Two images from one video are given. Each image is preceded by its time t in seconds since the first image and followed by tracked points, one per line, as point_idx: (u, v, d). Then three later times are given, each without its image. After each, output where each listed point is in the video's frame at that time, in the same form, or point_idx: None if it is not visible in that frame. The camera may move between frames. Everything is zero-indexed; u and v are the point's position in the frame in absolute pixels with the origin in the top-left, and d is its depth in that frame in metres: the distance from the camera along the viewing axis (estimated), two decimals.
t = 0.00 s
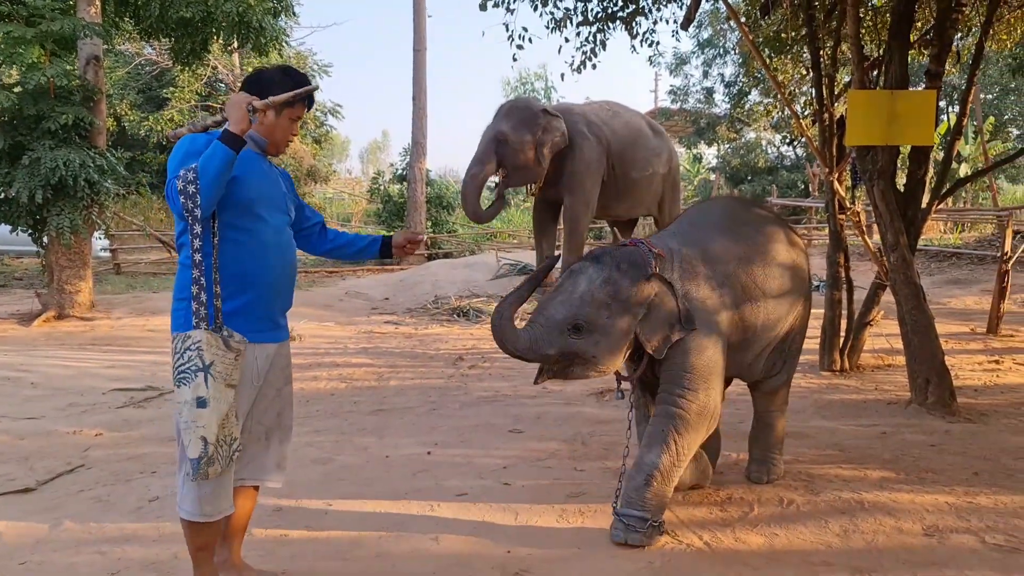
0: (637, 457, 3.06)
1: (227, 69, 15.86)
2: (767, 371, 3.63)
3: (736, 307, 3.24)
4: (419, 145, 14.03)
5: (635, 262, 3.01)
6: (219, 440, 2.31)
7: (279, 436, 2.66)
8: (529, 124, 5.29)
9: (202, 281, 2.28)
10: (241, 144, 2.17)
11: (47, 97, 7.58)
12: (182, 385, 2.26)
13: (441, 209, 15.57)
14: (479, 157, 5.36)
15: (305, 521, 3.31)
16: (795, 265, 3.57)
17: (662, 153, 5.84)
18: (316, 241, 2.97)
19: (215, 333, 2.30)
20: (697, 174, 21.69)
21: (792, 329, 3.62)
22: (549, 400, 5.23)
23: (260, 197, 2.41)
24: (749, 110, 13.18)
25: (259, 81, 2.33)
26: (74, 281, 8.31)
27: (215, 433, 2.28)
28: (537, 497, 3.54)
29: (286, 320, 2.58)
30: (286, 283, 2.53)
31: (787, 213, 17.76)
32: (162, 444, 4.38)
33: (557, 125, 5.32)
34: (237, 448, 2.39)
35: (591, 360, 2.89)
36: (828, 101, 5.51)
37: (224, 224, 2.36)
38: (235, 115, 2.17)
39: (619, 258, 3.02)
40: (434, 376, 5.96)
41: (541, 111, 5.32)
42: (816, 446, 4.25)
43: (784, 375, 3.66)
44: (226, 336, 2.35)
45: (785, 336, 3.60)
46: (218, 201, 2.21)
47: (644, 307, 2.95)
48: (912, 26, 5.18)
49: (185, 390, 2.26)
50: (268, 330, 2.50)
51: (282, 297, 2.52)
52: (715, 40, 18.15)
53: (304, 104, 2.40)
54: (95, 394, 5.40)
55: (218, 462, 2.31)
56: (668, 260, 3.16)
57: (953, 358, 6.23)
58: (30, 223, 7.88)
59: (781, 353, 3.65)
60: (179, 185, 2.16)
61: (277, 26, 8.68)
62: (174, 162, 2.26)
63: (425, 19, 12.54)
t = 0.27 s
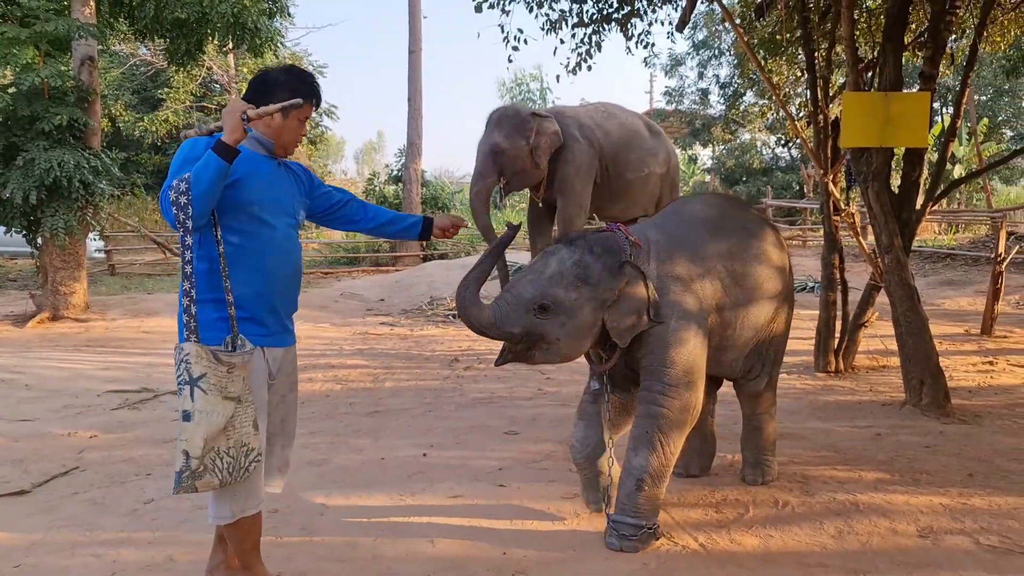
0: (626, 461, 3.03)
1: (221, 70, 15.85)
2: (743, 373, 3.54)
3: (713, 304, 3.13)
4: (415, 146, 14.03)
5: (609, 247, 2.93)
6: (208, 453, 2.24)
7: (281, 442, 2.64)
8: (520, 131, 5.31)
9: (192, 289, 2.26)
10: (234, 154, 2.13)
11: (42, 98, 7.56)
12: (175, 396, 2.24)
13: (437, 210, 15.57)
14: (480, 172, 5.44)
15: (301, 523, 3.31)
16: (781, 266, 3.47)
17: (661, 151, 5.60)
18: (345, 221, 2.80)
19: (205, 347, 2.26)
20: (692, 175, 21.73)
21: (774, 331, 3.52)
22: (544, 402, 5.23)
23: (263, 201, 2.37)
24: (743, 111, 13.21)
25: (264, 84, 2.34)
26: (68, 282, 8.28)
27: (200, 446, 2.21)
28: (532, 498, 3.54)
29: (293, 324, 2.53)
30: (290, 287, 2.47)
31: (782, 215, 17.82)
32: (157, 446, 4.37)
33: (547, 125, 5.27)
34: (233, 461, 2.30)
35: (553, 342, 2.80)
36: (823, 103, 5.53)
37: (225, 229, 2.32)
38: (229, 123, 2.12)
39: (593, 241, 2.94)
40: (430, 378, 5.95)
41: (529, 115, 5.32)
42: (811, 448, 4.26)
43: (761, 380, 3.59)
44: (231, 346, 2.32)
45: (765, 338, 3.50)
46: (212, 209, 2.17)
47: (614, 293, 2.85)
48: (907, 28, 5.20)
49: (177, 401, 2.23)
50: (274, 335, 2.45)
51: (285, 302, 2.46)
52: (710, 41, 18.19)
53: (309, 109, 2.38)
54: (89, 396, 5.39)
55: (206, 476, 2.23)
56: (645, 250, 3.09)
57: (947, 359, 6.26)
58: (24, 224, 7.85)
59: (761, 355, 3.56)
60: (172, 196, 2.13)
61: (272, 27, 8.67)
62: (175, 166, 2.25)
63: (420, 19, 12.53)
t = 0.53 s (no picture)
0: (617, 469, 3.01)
1: (218, 73, 15.85)
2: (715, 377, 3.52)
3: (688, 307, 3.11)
4: (411, 150, 14.03)
5: (587, 237, 2.91)
6: (194, 472, 2.15)
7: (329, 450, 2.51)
8: (517, 139, 5.37)
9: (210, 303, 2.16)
10: (255, 168, 2.06)
11: (39, 102, 7.56)
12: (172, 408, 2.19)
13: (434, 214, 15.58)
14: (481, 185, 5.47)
15: (299, 529, 3.30)
16: (756, 277, 3.47)
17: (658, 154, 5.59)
18: (361, 226, 2.76)
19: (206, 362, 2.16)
20: (688, 179, 21.78)
21: (745, 343, 3.52)
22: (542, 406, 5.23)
23: (285, 208, 2.30)
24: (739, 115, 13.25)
25: (287, 86, 2.30)
26: (65, 286, 8.27)
27: (183, 464, 2.13)
28: (531, 504, 3.54)
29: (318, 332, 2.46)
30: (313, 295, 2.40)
31: (778, 219, 17.87)
32: (155, 451, 4.36)
33: (543, 129, 5.35)
34: (226, 483, 2.18)
35: (520, 323, 2.76)
36: (820, 108, 5.55)
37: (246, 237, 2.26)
38: (252, 133, 2.03)
39: (570, 229, 2.94)
40: (428, 382, 5.95)
41: (523, 122, 5.40)
42: (808, 453, 4.27)
43: (739, 390, 3.58)
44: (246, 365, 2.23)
45: (737, 345, 3.50)
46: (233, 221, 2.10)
47: (586, 282, 2.83)
48: (903, 34, 5.23)
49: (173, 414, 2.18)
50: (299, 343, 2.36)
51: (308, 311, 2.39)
52: (706, 46, 18.25)
53: (327, 114, 2.37)
54: (86, 400, 5.37)
55: (189, 494, 2.14)
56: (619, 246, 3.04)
57: (943, 364, 6.28)
58: (20, 228, 7.84)
59: (735, 360, 3.55)
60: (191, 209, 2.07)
61: (269, 31, 8.68)
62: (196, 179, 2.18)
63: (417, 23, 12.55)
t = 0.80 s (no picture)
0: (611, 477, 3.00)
1: (216, 79, 15.85)
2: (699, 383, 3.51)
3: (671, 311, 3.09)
4: (410, 155, 14.04)
5: (578, 233, 2.89)
6: (205, 480, 2.13)
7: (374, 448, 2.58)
8: (518, 144, 5.39)
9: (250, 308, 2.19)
10: (310, 177, 2.11)
11: (38, 108, 7.55)
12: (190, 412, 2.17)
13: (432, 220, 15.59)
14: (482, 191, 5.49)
15: (301, 535, 3.29)
16: (741, 286, 3.46)
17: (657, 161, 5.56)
18: (377, 228, 2.82)
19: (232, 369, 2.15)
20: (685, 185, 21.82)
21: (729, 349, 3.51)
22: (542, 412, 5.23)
23: (325, 217, 2.35)
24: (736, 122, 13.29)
25: (327, 91, 2.29)
26: (63, 292, 8.26)
27: (198, 472, 2.11)
28: (532, 510, 3.53)
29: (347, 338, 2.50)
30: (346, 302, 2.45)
31: (775, 225, 17.92)
32: (155, 457, 4.35)
33: (543, 134, 5.37)
34: (235, 492, 2.17)
35: (504, 312, 2.72)
36: (818, 115, 5.57)
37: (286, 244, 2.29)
38: (309, 146, 2.07)
39: (561, 222, 2.92)
40: (427, 388, 5.94)
41: (524, 127, 5.42)
42: (808, 458, 4.27)
43: (727, 398, 3.57)
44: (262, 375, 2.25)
45: (719, 352, 3.49)
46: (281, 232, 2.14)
47: (574, 277, 2.82)
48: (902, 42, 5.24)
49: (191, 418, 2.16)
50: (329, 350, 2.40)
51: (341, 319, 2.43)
52: (703, 52, 18.30)
53: (365, 122, 2.37)
54: (85, 406, 5.36)
55: (198, 502, 2.13)
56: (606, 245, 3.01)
57: (942, 369, 6.29)
58: (18, 233, 7.82)
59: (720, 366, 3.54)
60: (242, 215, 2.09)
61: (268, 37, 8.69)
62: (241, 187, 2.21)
63: (415, 30, 12.57)
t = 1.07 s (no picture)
0: (607, 479, 2.99)
1: (214, 83, 15.86)
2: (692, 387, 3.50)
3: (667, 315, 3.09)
4: (408, 160, 14.05)
5: (579, 233, 2.90)
6: (277, 476, 2.20)
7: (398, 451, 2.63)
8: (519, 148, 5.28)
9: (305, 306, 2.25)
10: (359, 179, 2.17)
11: (35, 112, 7.55)
12: (249, 413, 2.19)
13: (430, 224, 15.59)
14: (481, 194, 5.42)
15: (300, 539, 3.28)
16: (734, 292, 3.47)
17: (653, 165, 5.60)
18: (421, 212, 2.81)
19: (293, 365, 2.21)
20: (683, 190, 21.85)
21: (720, 356, 3.51)
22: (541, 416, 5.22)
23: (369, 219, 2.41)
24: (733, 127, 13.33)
25: (369, 95, 2.32)
26: (61, 297, 8.24)
27: (272, 470, 2.17)
28: (531, 514, 3.53)
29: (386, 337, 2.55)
30: (389, 299, 2.50)
31: (773, 230, 17.94)
32: (153, 462, 4.33)
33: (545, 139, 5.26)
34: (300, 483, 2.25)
35: (508, 307, 2.75)
36: (816, 119, 5.59)
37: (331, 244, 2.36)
38: (356, 151, 2.15)
39: (566, 221, 2.93)
40: (426, 392, 5.94)
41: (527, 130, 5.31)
42: (807, 462, 4.27)
43: (725, 400, 3.57)
44: (299, 368, 2.26)
45: (712, 356, 3.48)
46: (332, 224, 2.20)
47: (578, 276, 2.83)
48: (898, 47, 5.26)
49: (252, 419, 2.18)
50: (370, 348, 2.45)
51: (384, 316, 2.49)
52: (700, 57, 18.35)
53: (409, 122, 2.39)
54: (83, 410, 5.35)
55: (271, 499, 2.19)
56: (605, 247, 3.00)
57: (940, 373, 6.29)
58: (16, 237, 7.81)
59: (714, 371, 3.53)
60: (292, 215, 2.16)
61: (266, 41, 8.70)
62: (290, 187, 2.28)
63: (413, 34, 12.59)
